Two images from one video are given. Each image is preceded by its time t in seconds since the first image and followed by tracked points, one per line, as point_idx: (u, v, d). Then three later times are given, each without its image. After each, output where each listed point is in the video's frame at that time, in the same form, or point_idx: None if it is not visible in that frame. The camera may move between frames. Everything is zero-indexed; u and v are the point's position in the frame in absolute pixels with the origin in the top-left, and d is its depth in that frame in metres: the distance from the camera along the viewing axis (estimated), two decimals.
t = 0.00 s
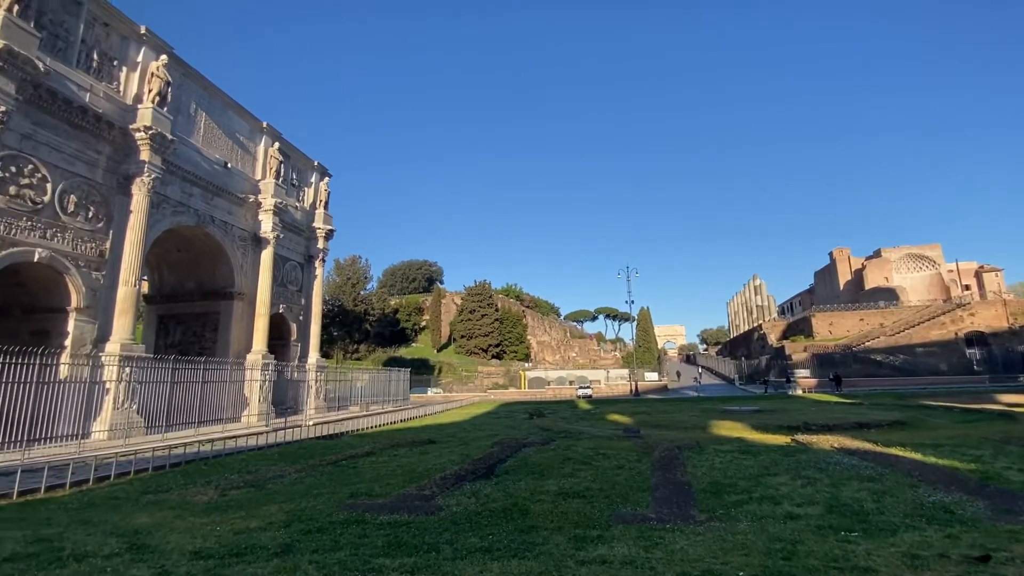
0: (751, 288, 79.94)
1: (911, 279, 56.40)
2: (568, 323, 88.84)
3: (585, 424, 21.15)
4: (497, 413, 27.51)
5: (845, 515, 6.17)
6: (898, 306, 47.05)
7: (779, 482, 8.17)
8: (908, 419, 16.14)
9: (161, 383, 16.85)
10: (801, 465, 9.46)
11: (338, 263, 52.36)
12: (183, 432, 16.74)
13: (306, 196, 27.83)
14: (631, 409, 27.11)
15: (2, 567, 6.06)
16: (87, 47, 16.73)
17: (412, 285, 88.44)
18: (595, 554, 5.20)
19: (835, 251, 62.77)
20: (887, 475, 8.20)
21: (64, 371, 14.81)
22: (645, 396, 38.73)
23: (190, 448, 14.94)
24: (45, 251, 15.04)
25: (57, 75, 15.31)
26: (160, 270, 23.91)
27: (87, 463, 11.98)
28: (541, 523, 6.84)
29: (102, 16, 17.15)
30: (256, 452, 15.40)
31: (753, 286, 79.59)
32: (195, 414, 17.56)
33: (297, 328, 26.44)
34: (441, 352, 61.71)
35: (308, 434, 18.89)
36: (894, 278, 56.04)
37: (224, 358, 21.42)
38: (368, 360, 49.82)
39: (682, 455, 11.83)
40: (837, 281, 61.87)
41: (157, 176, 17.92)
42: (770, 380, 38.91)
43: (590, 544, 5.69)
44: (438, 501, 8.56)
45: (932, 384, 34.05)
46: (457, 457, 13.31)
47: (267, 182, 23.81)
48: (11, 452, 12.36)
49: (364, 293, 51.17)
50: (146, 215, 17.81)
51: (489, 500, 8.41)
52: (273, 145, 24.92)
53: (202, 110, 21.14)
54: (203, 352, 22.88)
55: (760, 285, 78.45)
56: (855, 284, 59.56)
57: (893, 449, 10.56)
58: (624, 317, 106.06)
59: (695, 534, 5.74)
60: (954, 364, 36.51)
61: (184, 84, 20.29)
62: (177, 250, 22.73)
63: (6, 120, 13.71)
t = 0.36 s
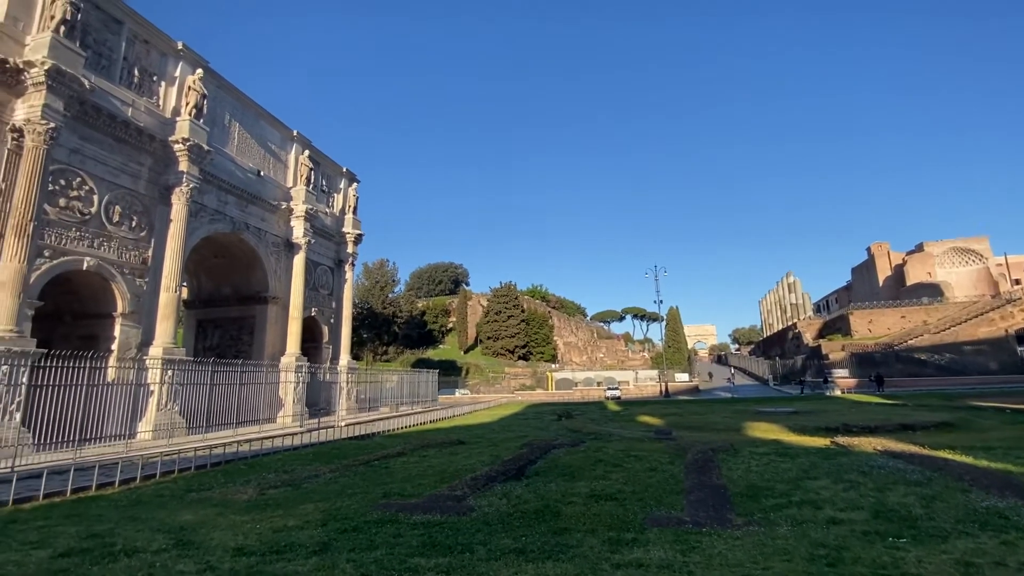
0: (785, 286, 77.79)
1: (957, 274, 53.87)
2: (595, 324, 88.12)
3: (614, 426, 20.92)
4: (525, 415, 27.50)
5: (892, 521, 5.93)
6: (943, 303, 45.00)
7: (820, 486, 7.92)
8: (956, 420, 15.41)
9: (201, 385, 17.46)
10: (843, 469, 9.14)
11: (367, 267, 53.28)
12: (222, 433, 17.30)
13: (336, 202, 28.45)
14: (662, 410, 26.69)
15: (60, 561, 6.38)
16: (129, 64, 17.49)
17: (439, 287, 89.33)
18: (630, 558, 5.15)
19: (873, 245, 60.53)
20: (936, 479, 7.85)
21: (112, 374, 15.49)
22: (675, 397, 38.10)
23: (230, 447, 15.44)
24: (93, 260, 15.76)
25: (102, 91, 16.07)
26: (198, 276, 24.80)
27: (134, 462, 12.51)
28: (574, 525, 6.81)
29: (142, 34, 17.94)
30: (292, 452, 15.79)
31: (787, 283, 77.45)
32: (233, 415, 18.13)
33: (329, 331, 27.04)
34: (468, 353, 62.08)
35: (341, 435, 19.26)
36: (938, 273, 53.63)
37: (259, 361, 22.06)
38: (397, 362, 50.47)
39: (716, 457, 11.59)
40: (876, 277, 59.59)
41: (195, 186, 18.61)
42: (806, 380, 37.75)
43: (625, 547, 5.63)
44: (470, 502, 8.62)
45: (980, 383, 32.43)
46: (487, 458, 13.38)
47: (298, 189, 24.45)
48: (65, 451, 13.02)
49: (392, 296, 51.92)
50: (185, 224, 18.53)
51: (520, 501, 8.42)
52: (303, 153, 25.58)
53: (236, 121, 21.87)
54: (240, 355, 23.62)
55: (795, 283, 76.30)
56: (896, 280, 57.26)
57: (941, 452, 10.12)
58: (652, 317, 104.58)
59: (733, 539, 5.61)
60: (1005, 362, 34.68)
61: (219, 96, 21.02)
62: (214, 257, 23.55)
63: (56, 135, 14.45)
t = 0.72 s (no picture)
0: (823, 282, 75.31)
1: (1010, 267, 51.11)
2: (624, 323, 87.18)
3: (647, 426, 20.64)
4: (555, 415, 27.43)
5: (946, 526, 5.67)
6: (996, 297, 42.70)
7: (866, 489, 7.62)
8: (1014, 421, 14.59)
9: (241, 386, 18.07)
10: (890, 472, 8.77)
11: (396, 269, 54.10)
12: (262, 432, 17.87)
13: (366, 207, 29.03)
14: (695, 411, 26.20)
15: (114, 555, 6.70)
16: (170, 79, 18.26)
17: (466, 288, 89.98)
18: (668, 561, 5.08)
19: (918, 239, 58.04)
20: (993, 483, 7.45)
21: (159, 375, 16.21)
22: (708, 397, 37.35)
23: (269, 446, 15.93)
24: (139, 267, 16.50)
25: (145, 106, 16.83)
26: (236, 281, 25.65)
27: (180, 461, 13.04)
28: (609, 526, 6.76)
29: (182, 50, 18.72)
30: (328, 451, 16.19)
31: (825, 280, 74.94)
32: (271, 415, 18.69)
33: (361, 333, 27.60)
34: (496, 353, 62.36)
35: (374, 434, 19.61)
36: (989, 266, 50.97)
37: (295, 362, 22.69)
38: (427, 362, 51.11)
39: (754, 459, 11.28)
40: (921, 271, 57.04)
41: (233, 194, 19.29)
42: (847, 380, 36.38)
43: (663, 550, 5.55)
44: (503, 502, 8.66)
45: None
46: (519, 458, 13.39)
47: (330, 195, 25.06)
48: (116, 450, 13.65)
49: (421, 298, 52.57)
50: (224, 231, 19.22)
51: (554, 502, 8.40)
52: (334, 159, 26.20)
53: (270, 130, 22.57)
54: (276, 357, 24.33)
55: (834, 278, 73.82)
56: (943, 274, 54.73)
57: (997, 455, 9.61)
58: (683, 315, 102.83)
59: (775, 543, 5.46)
60: None
61: (253, 107, 21.73)
62: (252, 262, 24.34)
63: (104, 149, 15.21)
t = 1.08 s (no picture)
0: (865, 276, 72.47)
1: None
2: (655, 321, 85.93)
3: (680, 426, 20.30)
4: (586, 414, 27.27)
5: (1006, 531, 5.39)
6: None
7: (916, 492, 7.30)
8: None
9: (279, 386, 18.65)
10: (942, 473, 8.37)
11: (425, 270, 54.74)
12: (299, 431, 18.40)
13: (395, 209, 29.50)
14: (731, 410, 25.59)
15: (167, 548, 7.01)
16: (208, 91, 18.97)
17: (494, 288, 90.36)
18: (707, 563, 4.99)
19: (967, 229, 55.18)
20: None
21: (202, 377, 16.88)
22: (743, 396, 36.47)
23: (307, 445, 16.38)
24: (182, 272, 17.18)
25: (185, 118, 17.54)
26: (273, 285, 26.45)
27: (223, 458, 13.53)
28: (646, 527, 6.69)
29: (218, 62, 19.41)
30: (363, 450, 16.53)
31: (867, 273, 72.09)
32: (308, 414, 19.22)
33: (392, 333, 28.07)
34: (525, 353, 62.44)
35: (406, 433, 19.92)
36: None
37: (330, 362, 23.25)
38: (457, 362, 51.61)
39: (794, 460, 10.95)
40: (971, 262, 54.22)
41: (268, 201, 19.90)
42: (892, 378, 34.89)
43: (702, 552, 5.45)
44: (537, 501, 8.67)
45: None
46: (551, 458, 13.37)
47: (360, 199, 25.57)
48: (165, 448, 14.28)
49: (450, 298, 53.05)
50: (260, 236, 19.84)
51: (587, 502, 8.36)
52: (363, 163, 26.71)
53: (302, 137, 23.18)
54: (312, 358, 24.98)
55: (876, 272, 70.96)
56: (996, 265, 51.89)
57: None
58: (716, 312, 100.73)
59: (818, 546, 5.30)
60: None
61: (286, 115, 22.36)
62: (287, 266, 25.03)
63: (147, 160, 15.93)
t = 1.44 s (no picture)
0: (913, 266, 69.14)
1: None
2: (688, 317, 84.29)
3: (716, 424, 19.86)
4: (619, 412, 27.01)
5: None
6: None
7: (976, 494, 6.92)
8: None
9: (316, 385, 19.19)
10: (1003, 474, 7.91)
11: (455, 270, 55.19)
12: (337, 429, 18.90)
13: (424, 211, 29.88)
14: (770, 408, 24.88)
15: (217, 540, 7.33)
16: (244, 100, 19.63)
17: (523, 287, 90.44)
18: (751, 565, 4.88)
19: None
20: None
21: (245, 376, 17.52)
22: (782, 393, 35.42)
23: (345, 442, 16.80)
24: (224, 276, 17.86)
25: (224, 128, 18.20)
26: (309, 287, 27.19)
27: (266, 455, 14.00)
28: (685, 527, 6.58)
29: (253, 73, 20.07)
30: (398, 447, 16.83)
31: (914, 264, 68.77)
32: (344, 412, 19.71)
33: (424, 333, 28.47)
34: (555, 351, 62.28)
35: (440, 431, 20.18)
36: None
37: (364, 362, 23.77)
38: (487, 361, 51.91)
39: (840, 459, 10.56)
40: None
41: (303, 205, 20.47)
42: (944, 374, 33.18)
43: (745, 553, 5.33)
44: (572, 499, 8.63)
45: None
46: (585, 456, 13.29)
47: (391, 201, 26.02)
48: (211, 445, 14.89)
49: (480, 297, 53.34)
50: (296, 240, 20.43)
51: (623, 500, 8.27)
52: (393, 166, 27.17)
53: (334, 142, 23.74)
54: (347, 357, 25.58)
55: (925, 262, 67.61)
56: None
57: None
58: (751, 307, 98.08)
59: (869, 549, 5.11)
60: None
61: (318, 121, 22.94)
62: (322, 268, 25.70)
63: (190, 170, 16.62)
